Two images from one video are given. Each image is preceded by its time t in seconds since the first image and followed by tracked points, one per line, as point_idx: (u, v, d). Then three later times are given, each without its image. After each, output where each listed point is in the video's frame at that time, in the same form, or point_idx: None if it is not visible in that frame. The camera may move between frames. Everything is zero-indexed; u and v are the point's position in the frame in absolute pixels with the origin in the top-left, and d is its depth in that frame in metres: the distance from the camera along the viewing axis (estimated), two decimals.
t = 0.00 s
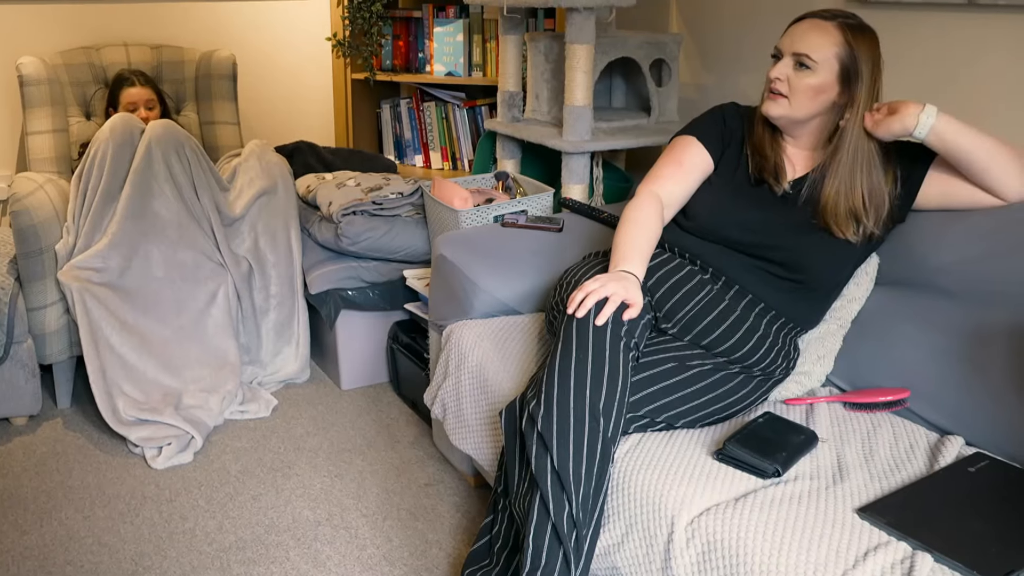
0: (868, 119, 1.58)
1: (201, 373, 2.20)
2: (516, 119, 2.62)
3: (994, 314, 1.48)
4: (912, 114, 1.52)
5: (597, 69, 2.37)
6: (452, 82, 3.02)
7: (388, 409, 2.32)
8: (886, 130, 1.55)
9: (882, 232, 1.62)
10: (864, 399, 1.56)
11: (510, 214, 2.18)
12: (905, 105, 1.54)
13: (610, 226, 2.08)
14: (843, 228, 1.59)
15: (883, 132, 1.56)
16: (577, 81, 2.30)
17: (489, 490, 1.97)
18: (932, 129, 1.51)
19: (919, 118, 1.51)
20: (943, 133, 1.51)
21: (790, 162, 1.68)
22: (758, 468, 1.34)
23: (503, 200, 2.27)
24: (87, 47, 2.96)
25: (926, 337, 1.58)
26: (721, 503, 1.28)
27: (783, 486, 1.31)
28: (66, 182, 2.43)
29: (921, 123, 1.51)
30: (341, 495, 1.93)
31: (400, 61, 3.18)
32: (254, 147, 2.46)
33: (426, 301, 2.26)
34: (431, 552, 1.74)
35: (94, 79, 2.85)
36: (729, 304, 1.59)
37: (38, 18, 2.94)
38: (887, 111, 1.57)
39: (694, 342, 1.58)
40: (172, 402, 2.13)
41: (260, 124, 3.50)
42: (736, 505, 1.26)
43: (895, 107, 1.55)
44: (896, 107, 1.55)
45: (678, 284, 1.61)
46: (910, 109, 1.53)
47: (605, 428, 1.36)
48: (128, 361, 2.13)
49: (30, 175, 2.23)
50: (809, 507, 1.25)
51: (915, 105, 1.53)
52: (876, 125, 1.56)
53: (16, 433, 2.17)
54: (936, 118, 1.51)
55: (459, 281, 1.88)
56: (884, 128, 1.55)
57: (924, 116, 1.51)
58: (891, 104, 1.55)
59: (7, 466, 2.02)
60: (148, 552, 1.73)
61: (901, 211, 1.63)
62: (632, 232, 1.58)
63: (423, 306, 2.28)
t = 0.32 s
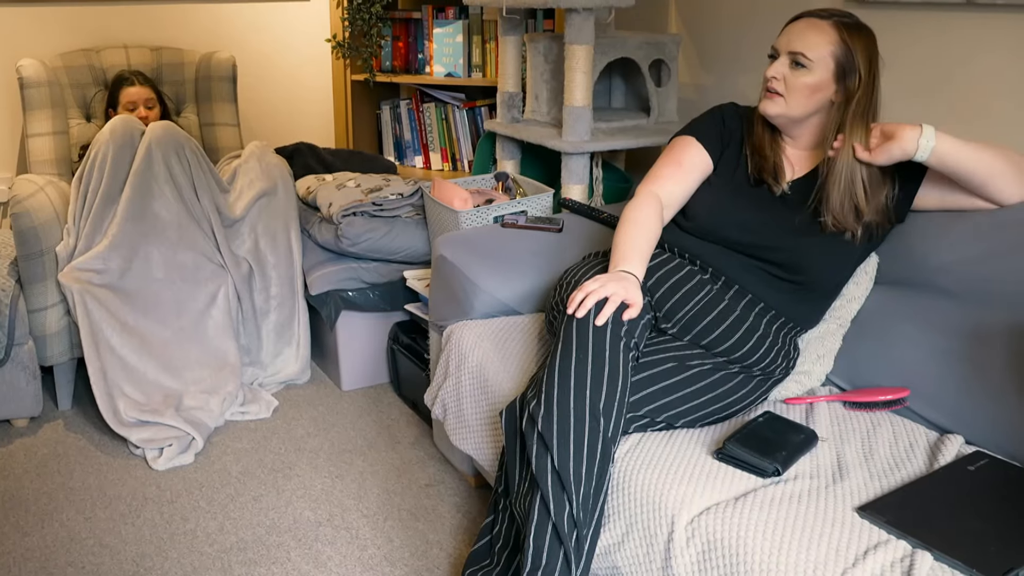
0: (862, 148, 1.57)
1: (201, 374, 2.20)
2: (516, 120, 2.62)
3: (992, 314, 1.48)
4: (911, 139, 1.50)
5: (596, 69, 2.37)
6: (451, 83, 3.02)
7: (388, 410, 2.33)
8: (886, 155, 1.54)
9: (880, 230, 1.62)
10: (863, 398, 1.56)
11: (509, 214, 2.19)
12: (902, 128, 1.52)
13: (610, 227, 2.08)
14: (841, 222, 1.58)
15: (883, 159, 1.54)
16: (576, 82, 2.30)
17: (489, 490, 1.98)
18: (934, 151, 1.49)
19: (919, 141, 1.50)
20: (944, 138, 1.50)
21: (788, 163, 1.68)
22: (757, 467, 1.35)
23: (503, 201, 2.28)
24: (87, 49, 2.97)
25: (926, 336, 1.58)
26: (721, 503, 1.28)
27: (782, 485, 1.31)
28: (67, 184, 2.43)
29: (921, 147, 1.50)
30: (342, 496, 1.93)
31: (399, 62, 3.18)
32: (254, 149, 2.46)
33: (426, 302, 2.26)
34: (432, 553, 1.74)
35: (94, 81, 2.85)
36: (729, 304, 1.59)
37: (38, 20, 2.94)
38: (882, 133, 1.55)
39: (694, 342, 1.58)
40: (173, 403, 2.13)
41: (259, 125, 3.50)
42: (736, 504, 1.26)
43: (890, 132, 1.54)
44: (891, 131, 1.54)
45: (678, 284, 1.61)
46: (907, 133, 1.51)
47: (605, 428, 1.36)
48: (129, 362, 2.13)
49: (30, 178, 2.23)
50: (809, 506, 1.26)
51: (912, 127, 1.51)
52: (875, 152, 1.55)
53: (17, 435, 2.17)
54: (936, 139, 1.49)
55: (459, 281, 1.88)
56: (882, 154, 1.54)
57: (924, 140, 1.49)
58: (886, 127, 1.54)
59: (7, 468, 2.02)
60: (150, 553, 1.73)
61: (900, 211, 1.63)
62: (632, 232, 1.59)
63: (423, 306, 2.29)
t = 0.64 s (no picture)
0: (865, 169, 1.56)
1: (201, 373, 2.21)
2: (516, 120, 2.63)
3: (992, 314, 1.49)
4: (917, 159, 1.50)
5: (596, 70, 2.37)
6: (451, 84, 3.03)
7: (389, 410, 2.33)
8: (891, 177, 1.53)
9: (880, 229, 1.61)
10: (863, 398, 1.57)
11: (510, 215, 2.19)
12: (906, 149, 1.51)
13: (610, 227, 2.08)
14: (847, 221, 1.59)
15: (888, 179, 1.53)
16: (577, 83, 2.30)
17: (490, 490, 1.98)
18: (939, 171, 1.49)
19: (924, 163, 1.49)
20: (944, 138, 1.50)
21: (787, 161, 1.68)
22: (758, 466, 1.35)
23: (503, 202, 2.28)
24: (88, 50, 2.97)
25: (925, 336, 1.58)
26: (722, 502, 1.28)
27: (783, 485, 1.32)
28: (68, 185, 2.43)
29: (927, 167, 1.49)
30: (343, 496, 1.93)
31: (400, 63, 3.18)
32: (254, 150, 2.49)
33: (427, 303, 2.26)
34: (433, 553, 1.75)
35: (95, 82, 2.86)
36: (729, 305, 1.60)
37: (39, 21, 2.95)
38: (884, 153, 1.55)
39: (694, 342, 1.58)
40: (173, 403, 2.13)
41: (260, 125, 3.49)
42: (736, 504, 1.26)
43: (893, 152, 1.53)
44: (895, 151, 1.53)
45: (678, 285, 1.61)
46: (912, 153, 1.50)
47: (605, 428, 1.36)
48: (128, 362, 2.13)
49: (32, 178, 2.23)
50: (809, 506, 1.26)
51: (917, 148, 1.50)
52: (880, 173, 1.54)
53: (19, 435, 2.17)
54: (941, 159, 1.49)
55: (459, 282, 1.89)
56: (887, 175, 1.53)
57: (929, 161, 1.49)
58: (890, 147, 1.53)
59: (9, 468, 2.03)
60: (151, 553, 1.74)
61: (900, 212, 1.62)
62: (632, 232, 1.59)
63: (423, 307, 2.29)
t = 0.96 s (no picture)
0: (877, 177, 1.53)
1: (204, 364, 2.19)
2: (518, 121, 2.63)
3: (992, 315, 1.49)
4: (934, 169, 1.49)
5: (598, 71, 2.38)
6: (453, 85, 3.03)
7: (391, 411, 2.33)
8: (906, 186, 1.50)
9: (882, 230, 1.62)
10: (864, 399, 1.57)
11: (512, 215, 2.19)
12: (919, 159, 1.51)
13: (612, 228, 2.08)
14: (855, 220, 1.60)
15: (901, 188, 1.51)
16: (579, 84, 2.31)
17: (491, 490, 1.98)
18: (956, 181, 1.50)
19: (941, 173, 1.50)
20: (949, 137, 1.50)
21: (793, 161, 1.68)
22: (759, 467, 1.35)
23: (505, 203, 2.28)
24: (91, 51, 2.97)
25: (926, 337, 1.59)
26: (723, 503, 1.28)
27: (784, 486, 1.32)
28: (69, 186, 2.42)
29: (944, 177, 1.50)
30: (345, 496, 1.93)
31: (401, 64, 3.18)
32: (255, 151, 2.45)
33: (428, 303, 2.26)
34: (434, 553, 1.75)
35: (97, 83, 2.86)
36: (729, 306, 1.60)
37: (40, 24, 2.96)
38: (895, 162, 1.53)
39: (696, 343, 1.58)
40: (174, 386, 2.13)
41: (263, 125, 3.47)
42: (737, 505, 1.27)
43: (908, 161, 1.51)
44: (909, 160, 1.51)
45: (679, 286, 1.61)
46: (928, 163, 1.50)
47: (606, 430, 1.37)
48: (147, 344, 2.08)
49: (35, 179, 2.23)
50: (810, 506, 1.26)
51: (931, 157, 1.50)
52: (893, 182, 1.51)
53: (20, 435, 2.17)
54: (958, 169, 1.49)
55: (461, 283, 1.89)
56: (901, 184, 1.51)
57: (946, 171, 1.49)
58: (905, 156, 1.51)
59: (12, 468, 2.03)
60: (153, 553, 1.74)
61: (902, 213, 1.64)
62: (633, 232, 1.59)
63: (425, 307, 2.29)
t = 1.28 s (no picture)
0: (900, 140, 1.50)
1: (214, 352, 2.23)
2: (520, 123, 2.63)
3: (996, 315, 1.49)
4: (958, 146, 1.45)
5: (601, 73, 2.38)
6: (455, 87, 3.04)
7: (393, 412, 2.33)
8: (926, 155, 1.47)
9: (890, 234, 1.61)
10: (867, 401, 1.56)
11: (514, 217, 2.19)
12: (950, 133, 1.46)
13: (614, 229, 2.08)
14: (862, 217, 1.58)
15: (921, 157, 1.48)
16: (581, 85, 2.31)
17: (494, 492, 1.98)
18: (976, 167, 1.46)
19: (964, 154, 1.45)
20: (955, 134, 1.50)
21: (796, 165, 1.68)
22: (762, 469, 1.35)
23: (507, 204, 2.28)
24: (94, 52, 2.93)
25: (928, 339, 1.59)
26: (725, 505, 1.28)
27: (786, 487, 1.32)
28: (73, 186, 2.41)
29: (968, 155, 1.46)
30: (347, 498, 1.93)
31: (404, 66, 3.19)
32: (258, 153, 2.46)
33: (431, 305, 2.26)
34: (437, 555, 1.75)
35: (100, 84, 2.85)
36: (732, 307, 1.60)
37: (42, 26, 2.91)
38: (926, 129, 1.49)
39: (698, 345, 1.58)
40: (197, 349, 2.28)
41: (265, 128, 3.42)
42: (739, 506, 1.27)
43: (936, 131, 1.47)
44: (939, 131, 1.47)
45: (681, 288, 1.61)
46: (957, 139, 1.46)
47: (608, 431, 1.37)
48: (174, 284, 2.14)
49: (37, 180, 2.24)
50: (813, 508, 1.26)
51: (960, 135, 1.46)
52: (915, 149, 1.48)
53: (23, 437, 2.18)
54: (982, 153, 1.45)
55: (464, 284, 1.89)
56: (923, 152, 1.48)
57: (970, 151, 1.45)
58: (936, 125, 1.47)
59: (15, 469, 2.03)
60: (156, 554, 1.74)
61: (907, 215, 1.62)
62: (636, 234, 1.59)
63: (427, 308, 2.29)
